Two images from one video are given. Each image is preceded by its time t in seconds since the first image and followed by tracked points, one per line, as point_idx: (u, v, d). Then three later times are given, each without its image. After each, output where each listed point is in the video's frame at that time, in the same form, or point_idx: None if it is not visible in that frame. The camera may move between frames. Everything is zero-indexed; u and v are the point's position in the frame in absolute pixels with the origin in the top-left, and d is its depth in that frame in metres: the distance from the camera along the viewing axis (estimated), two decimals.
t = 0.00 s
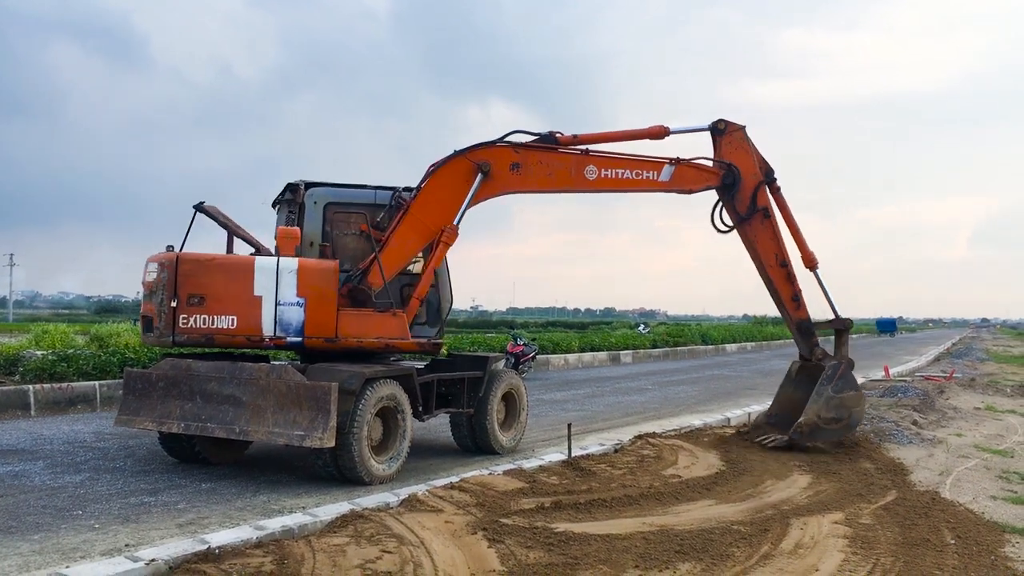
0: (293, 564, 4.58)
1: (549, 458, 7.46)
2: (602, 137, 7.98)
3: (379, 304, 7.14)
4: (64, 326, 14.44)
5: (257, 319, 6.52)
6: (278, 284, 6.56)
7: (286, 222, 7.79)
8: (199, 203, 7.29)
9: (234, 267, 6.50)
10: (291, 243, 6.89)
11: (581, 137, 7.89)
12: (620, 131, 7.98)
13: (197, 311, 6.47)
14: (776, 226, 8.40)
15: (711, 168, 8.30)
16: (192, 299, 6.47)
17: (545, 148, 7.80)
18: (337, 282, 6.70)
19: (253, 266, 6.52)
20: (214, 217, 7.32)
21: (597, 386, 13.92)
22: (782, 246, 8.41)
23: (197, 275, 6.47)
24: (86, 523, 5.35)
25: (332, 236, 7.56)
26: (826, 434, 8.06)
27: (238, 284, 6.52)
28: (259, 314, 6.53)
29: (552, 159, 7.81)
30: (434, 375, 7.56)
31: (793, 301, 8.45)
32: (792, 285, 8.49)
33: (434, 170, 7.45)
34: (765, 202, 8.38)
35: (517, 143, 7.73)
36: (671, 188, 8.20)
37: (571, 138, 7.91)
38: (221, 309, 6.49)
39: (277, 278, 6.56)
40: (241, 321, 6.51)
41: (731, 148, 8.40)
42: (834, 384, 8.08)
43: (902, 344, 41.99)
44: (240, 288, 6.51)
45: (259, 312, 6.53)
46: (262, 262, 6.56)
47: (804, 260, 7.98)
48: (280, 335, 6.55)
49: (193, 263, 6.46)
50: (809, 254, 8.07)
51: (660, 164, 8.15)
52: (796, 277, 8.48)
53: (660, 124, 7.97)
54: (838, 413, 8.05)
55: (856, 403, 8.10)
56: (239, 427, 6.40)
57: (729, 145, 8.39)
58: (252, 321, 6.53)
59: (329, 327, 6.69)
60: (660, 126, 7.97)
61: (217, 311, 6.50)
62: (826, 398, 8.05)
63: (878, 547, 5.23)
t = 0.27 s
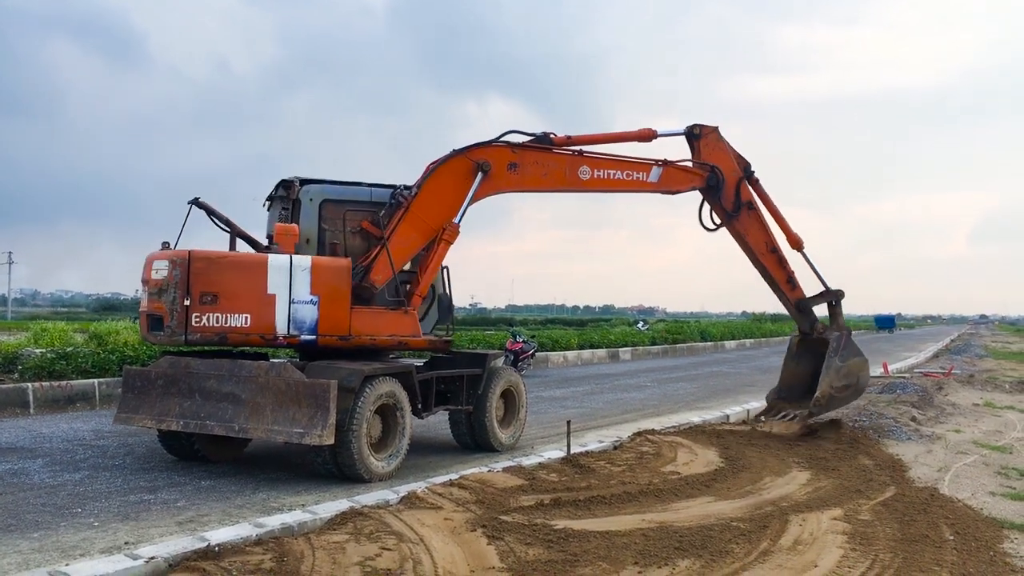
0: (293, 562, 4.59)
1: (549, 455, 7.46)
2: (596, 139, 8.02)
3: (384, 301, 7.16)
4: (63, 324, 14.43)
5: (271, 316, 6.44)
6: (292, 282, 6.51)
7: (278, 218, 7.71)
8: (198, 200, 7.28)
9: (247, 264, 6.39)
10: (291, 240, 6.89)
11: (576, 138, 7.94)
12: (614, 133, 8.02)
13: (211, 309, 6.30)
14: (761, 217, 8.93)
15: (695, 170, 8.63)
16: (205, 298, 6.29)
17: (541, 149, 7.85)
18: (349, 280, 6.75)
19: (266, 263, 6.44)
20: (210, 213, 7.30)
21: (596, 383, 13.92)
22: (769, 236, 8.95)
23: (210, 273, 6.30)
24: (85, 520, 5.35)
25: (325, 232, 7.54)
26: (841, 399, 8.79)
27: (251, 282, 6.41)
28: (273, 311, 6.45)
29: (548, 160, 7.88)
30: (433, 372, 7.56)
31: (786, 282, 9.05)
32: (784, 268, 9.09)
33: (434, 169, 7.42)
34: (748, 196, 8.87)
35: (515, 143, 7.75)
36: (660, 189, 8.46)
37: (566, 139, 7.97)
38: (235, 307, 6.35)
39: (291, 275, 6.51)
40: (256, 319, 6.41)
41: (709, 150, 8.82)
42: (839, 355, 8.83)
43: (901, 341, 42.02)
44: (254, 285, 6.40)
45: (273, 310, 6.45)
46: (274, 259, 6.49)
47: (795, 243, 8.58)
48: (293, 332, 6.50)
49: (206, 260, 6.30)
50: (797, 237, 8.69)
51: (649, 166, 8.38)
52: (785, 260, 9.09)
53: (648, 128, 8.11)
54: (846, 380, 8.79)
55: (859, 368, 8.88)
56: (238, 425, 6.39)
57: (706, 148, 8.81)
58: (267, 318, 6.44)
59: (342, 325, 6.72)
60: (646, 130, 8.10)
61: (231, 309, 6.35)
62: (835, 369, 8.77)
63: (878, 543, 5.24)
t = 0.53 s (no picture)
0: (291, 558, 4.58)
1: (546, 451, 7.46)
2: (588, 135, 7.99)
3: (383, 296, 7.14)
4: (60, 321, 14.41)
5: (277, 314, 6.41)
6: (298, 279, 6.49)
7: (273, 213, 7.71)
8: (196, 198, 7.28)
9: (254, 261, 6.35)
10: (288, 236, 6.89)
11: (569, 134, 7.91)
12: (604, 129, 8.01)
13: (217, 306, 6.24)
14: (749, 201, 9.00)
15: (683, 165, 8.62)
16: (211, 294, 6.23)
17: (535, 145, 7.83)
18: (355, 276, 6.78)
19: (273, 260, 6.42)
20: (206, 209, 7.27)
21: (594, 379, 13.93)
22: (759, 219, 9.03)
23: (217, 270, 6.24)
24: (83, 517, 5.35)
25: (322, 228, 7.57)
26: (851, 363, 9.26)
27: (257, 278, 6.37)
28: (279, 309, 6.42)
29: (541, 156, 7.87)
30: (430, 368, 7.56)
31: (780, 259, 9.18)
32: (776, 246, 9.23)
33: (431, 165, 7.41)
34: (735, 183, 8.91)
35: (510, 139, 7.74)
36: (649, 185, 8.45)
37: (559, 135, 7.94)
38: (242, 304, 6.30)
39: (297, 272, 6.50)
40: (262, 316, 6.38)
41: (693, 145, 8.79)
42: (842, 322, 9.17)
43: (899, 336, 42.07)
44: (261, 282, 6.36)
45: (280, 307, 6.42)
46: (280, 256, 6.46)
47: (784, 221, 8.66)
48: (300, 330, 6.50)
49: (212, 257, 6.24)
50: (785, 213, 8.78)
51: (639, 161, 8.36)
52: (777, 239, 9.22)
53: (636, 125, 8.18)
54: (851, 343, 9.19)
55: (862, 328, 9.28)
56: (236, 422, 6.39)
57: (689, 143, 8.77)
58: (274, 315, 6.41)
59: (348, 321, 6.74)
60: (634, 128, 8.20)
61: (237, 306, 6.30)
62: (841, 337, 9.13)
63: (875, 538, 5.25)
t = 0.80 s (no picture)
0: (288, 553, 4.58)
1: (543, 445, 7.47)
2: (581, 129, 7.99)
3: (380, 291, 7.13)
4: (56, 316, 14.39)
5: (275, 309, 6.41)
6: (296, 274, 6.50)
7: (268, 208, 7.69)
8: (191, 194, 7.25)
9: (252, 256, 6.34)
10: (285, 231, 6.89)
11: (563, 128, 7.91)
12: (597, 124, 8.01)
13: (215, 302, 6.24)
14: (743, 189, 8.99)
15: (676, 159, 8.61)
16: (209, 290, 6.22)
17: (530, 139, 7.83)
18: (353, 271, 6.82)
19: (270, 255, 6.41)
20: (201, 204, 7.25)
21: (591, 373, 13.94)
22: (754, 206, 9.04)
23: (215, 265, 6.22)
24: (80, 513, 5.34)
25: (318, 224, 7.54)
26: (865, 331, 9.38)
27: (255, 273, 6.36)
28: (277, 304, 6.42)
29: (536, 150, 7.86)
30: (427, 362, 7.56)
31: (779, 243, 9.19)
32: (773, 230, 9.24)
33: (426, 160, 7.39)
34: (728, 171, 8.90)
35: (505, 133, 7.72)
36: (643, 178, 8.43)
37: (553, 130, 7.94)
38: (240, 300, 6.30)
39: (295, 267, 6.51)
40: (260, 311, 6.38)
41: (683, 139, 8.77)
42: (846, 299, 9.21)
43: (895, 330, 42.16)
44: (259, 277, 6.35)
45: (278, 303, 6.42)
46: (278, 251, 6.45)
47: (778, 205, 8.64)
48: (298, 325, 6.51)
49: (210, 252, 6.22)
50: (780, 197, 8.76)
51: (633, 155, 8.36)
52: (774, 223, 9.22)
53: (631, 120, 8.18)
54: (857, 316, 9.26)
55: (867, 295, 9.35)
56: (232, 417, 6.38)
57: (679, 137, 8.76)
58: (272, 310, 6.42)
59: (346, 317, 6.76)
60: (631, 121, 8.19)
61: (236, 302, 6.30)
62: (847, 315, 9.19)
63: (872, 531, 5.26)
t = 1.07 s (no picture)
0: (285, 547, 4.58)
1: (540, 439, 7.47)
2: (579, 123, 7.95)
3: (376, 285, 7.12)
4: (51, 311, 14.35)
5: (270, 303, 6.39)
6: (292, 268, 6.47)
7: (264, 202, 7.65)
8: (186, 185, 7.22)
9: (247, 250, 6.33)
10: (281, 225, 6.85)
11: (560, 122, 7.87)
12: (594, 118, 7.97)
13: (210, 296, 6.22)
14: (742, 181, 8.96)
15: (674, 153, 8.59)
16: (204, 284, 6.20)
17: (527, 132, 7.79)
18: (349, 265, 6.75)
19: (266, 250, 6.38)
20: (196, 198, 7.23)
21: (588, 367, 13.94)
22: (754, 199, 9.02)
23: (209, 259, 6.21)
24: (76, 507, 5.33)
25: (314, 216, 7.50)
26: (874, 311, 9.42)
27: (250, 267, 6.34)
28: (272, 298, 6.39)
29: (533, 143, 7.83)
30: (423, 356, 7.55)
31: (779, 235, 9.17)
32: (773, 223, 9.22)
33: (423, 153, 7.37)
34: (727, 164, 8.87)
35: (502, 126, 7.69)
36: (640, 172, 8.41)
37: (551, 123, 7.89)
38: (235, 294, 6.28)
39: (290, 261, 6.47)
40: (255, 305, 6.34)
41: (681, 132, 8.74)
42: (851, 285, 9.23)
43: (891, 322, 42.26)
44: (253, 271, 6.33)
45: (273, 297, 6.39)
46: (273, 245, 6.42)
47: (779, 196, 8.62)
48: (293, 319, 6.47)
49: (204, 246, 6.21)
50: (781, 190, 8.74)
51: (631, 149, 8.33)
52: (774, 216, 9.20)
53: (630, 113, 8.12)
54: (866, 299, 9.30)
55: (872, 275, 9.38)
56: (228, 411, 6.37)
57: (677, 131, 8.73)
58: (267, 305, 6.38)
59: (342, 310, 6.72)
60: (628, 115, 8.14)
61: (231, 296, 6.28)
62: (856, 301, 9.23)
63: (868, 523, 5.27)
